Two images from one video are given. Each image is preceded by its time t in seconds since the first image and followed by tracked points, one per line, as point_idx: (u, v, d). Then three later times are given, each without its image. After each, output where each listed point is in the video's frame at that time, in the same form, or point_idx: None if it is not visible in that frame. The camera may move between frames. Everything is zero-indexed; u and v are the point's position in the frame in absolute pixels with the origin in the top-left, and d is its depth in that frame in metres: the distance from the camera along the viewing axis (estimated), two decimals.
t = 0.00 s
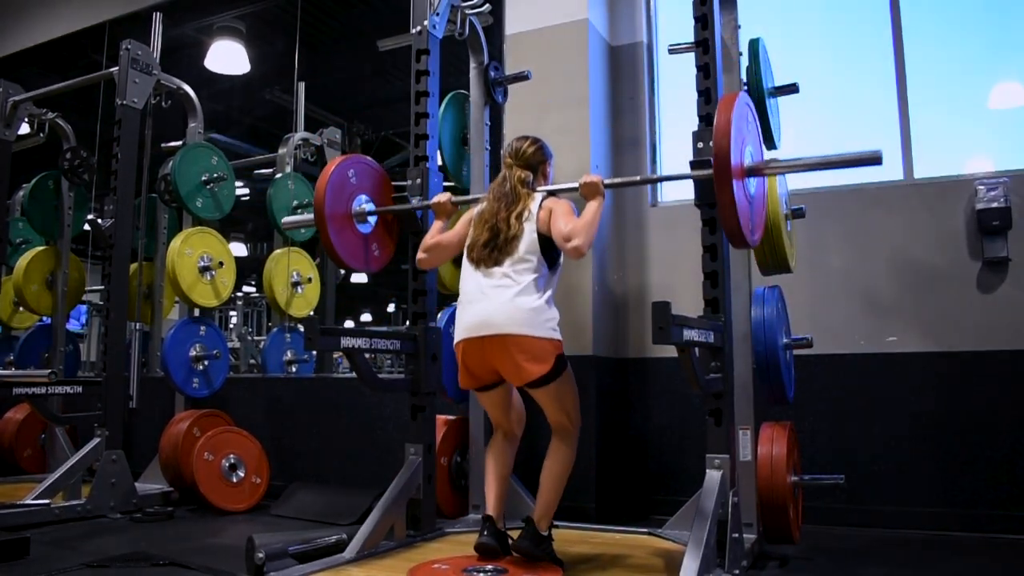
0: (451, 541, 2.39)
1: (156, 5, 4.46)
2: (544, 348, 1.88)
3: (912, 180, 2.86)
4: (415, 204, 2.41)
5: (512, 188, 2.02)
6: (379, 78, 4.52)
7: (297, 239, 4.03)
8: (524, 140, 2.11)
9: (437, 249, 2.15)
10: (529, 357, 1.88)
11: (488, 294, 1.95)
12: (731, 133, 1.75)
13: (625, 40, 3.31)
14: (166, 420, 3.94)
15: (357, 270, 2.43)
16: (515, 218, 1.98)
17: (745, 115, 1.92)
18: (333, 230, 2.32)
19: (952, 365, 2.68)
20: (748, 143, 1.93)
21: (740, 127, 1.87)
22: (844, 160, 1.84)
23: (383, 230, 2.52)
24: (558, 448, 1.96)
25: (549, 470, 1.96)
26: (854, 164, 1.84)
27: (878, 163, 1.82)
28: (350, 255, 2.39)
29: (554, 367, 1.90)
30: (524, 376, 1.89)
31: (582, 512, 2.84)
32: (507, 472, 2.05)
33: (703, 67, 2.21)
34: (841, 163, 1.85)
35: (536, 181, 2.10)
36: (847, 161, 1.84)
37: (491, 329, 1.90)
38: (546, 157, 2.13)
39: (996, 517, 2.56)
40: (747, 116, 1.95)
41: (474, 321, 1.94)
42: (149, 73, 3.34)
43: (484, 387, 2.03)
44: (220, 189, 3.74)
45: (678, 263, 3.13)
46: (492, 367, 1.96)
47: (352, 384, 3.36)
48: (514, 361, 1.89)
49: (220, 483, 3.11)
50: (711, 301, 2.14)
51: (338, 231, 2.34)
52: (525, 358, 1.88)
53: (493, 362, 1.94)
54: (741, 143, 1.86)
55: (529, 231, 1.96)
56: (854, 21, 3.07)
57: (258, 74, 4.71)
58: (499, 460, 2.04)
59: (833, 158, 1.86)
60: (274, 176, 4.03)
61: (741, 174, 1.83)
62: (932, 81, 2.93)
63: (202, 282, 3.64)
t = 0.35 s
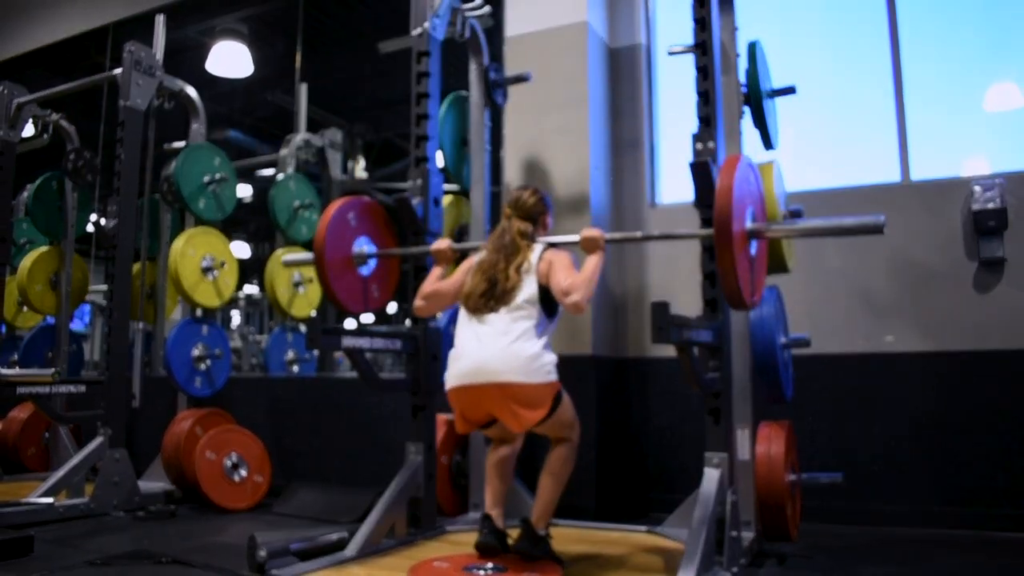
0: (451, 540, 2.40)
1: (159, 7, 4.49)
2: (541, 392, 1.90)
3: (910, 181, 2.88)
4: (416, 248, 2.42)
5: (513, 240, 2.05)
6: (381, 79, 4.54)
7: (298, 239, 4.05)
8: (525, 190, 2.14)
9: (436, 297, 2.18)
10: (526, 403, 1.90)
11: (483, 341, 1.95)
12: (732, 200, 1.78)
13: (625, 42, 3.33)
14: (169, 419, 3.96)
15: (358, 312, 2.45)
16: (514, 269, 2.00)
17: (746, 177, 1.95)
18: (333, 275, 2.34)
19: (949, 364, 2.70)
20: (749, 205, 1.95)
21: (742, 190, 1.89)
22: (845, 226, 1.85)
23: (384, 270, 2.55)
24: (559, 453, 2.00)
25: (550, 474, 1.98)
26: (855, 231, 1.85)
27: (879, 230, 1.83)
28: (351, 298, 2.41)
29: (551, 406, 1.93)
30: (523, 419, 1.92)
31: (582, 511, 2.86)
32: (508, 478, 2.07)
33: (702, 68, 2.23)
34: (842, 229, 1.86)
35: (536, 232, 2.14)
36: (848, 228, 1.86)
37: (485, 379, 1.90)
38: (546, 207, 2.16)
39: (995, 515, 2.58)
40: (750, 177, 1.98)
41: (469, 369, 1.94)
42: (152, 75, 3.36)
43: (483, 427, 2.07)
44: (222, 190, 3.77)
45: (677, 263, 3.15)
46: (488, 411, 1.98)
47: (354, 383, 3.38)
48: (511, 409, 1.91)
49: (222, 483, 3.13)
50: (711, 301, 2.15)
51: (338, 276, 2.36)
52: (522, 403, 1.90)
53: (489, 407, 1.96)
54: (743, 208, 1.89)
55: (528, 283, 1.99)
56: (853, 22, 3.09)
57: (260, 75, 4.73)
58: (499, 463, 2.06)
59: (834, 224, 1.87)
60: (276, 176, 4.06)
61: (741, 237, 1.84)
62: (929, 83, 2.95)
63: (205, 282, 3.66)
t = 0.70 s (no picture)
0: (451, 542, 2.38)
1: (155, 4, 4.46)
2: (540, 412, 1.87)
3: (913, 180, 2.86)
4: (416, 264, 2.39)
5: (513, 259, 2.02)
6: (379, 77, 4.51)
7: (297, 239, 4.02)
8: (525, 208, 2.10)
9: (436, 316, 2.12)
10: (526, 423, 1.87)
11: (480, 361, 1.91)
12: (736, 226, 1.74)
13: (625, 40, 3.31)
14: (166, 420, 3.93)
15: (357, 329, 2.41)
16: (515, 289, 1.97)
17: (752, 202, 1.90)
18: (332, 292, 2.30)
19: (953, 364, 2.68)
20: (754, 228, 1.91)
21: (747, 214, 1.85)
22: (853, 249, 1.82)
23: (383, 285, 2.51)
24: (562, 458, 1.98)
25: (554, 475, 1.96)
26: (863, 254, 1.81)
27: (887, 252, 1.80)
28: (349, 315, 2.37)
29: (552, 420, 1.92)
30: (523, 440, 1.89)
31: (582, 512, 2.84)
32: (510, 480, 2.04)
33: (703, 66, 2.20)
34: (849, 251, 1.83)
35: (536, 251, 2.10)
36: (856, 250, 1.82)
37: (483, 401, 1.87)
38: (547, 224, 2.13)
39: (998, 516, 2.56)
40: (755, 198, 1.94)
41: (465, 393, 1.90)
42: (148, 72, 3.33)
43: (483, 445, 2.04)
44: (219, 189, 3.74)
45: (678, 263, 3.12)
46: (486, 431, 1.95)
47: (352, 383, 3.35)
48: (511, 431, 1.88)
49: (220, 484, 3.10)
50: (712, 301, 2.13)
51: (337, 293, 2.32)
52: (521, 424, 1.87)
53: (487, 428, 1.92)
54: (748, 230, 1.85)
55: (529, 303, 1.95)
56: (857, 19, 3.06)
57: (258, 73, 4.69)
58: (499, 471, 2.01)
59: (840, 248, 1.84)
60: (273, 175, 4.03)
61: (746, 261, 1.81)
62: (933, 80, 2.93)
63: (202, 281, 3.63)
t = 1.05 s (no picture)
0: (451, 541, 2.38)
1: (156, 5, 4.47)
2: (541, 409, 1.87)
3: (913, 180, 2.86)
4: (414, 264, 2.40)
5: (513, 254, 2.02)
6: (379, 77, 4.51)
7: (297, 239, 4.03)
8: (524, 205, 2.11)
9: (435, 312, 2.13)
10: (527, 421, 1.87)
11: (482, 356, 1.91)
12: (736, 216, 1.74)
13: (625, 40, 3.31)
14: (166, 420, 3.93)
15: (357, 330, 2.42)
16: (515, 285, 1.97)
17: (749, 194, 1.92)
18: (332, 292, 2.31)
19: (952, 364, 2.68)
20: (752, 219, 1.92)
21: (745, 204, 1.86)
22: (850, 239, 1.83)
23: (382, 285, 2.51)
24: (557, 457, 1.99)
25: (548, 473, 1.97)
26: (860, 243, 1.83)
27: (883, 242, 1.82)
28: (349, 315, 2.38)
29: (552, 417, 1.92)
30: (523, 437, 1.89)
31: (582, 512, 2.84)
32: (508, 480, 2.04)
33: (703, 67, 2.21)
34: (847, 241, 1.84)
35: (535, 247, 2.11)
36: (853, 240, 1.84)
37: (485, 398, 1.87)
38: (545, 221, 2.13)
39: (998, 516, 2.56)
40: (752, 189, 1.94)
41: (467, 389, 1.90)
42: (149, 73, 3.34)
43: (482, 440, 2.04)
44: (220, 189, 3.74)
45: (678, 262, 3.13)
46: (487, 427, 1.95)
47: (352, 383, 3.36)
48: (512, 428, 1.88)
49: (220, 484, 3.11)
50: (711, 301, 2.14)
51: (337, 293, 2.33)
52: (522, 421, 1.87)
53: (488, 424, 1.93)
54: (746, 220, 1.86)
55: (530, 298, 1.96)
56: (857, 19, 3.06)
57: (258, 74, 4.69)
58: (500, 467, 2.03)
59: (838, 237, 1.85)
60: (274, 176, 4.04)
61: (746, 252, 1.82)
62: (933, 80, 2.93)
63: (202, 281, 3.64)
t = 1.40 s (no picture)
0: (451, 541, 2.39)
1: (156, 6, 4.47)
2: (546, 393, 1.88)
3: (913, 180, 2.87)
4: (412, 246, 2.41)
5: (512, 232, 2.02)
6: (378, 77, 4.51)
7: (297, 239, 4.03)
8: (523, 183, 2.11)
9: (434, 292, 2.13)
10: (532, 404, 1.87)
11: (488, 338, 1.91)
12: (733, 183, 1.76)
13: (625, 40, 3.32)
14: (166, 419, 3.93)
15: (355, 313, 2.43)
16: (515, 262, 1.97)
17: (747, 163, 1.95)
18: (330, 275, 2.32)
19: (952, 364, 2.68)
20: (749, 190, 1.93)
21: (742, 173, 1.88)
22: (847, 207, 1.82)
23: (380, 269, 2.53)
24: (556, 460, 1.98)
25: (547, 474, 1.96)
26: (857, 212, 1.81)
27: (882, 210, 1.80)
28: (347, 299, 2.39)
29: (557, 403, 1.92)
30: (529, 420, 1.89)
31: (582, 513, 2.84)
32: (507, 478, 2.04)
33: (703, 67, 2.21)
34: (844, 210, 1.83)
35: (534, 225, 2.10)
36: (850, 208, 1.83)
37: (492, 377, 1.88)
38: (544, 199, 2.13)
39: (998, 516, 2.56)
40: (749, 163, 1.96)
41: (475, 369, 1.91)
42: (149, 73, 3.33)
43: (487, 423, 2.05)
44: (220, 189, 3.74)
45: (678, 262, 3.13)
46: (495, 407, 1.95)
47: (352, 383, 3.36)
48: (519, 409, 1.88)
49: (220, 484, 3.11)
50: (712, 301, 2.14)
51: (335, 276, 2.34)
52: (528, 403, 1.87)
53: (496, 403, 1.93)
54: (744, 192, 1.87)
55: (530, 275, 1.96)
56: (857, 20, 3.06)
57: (258, 73, 4.69)
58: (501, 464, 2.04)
59: (835, 206, 1.84)
60: (274, 175, 4.04)
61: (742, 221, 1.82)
62: (933, 80, 2.93)
63: (202, 281, 3.64)
